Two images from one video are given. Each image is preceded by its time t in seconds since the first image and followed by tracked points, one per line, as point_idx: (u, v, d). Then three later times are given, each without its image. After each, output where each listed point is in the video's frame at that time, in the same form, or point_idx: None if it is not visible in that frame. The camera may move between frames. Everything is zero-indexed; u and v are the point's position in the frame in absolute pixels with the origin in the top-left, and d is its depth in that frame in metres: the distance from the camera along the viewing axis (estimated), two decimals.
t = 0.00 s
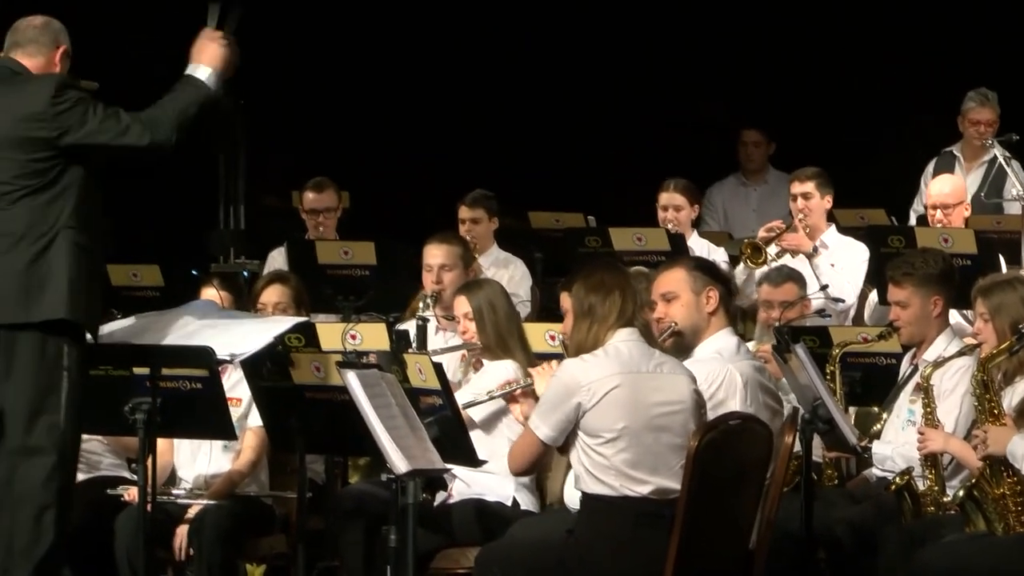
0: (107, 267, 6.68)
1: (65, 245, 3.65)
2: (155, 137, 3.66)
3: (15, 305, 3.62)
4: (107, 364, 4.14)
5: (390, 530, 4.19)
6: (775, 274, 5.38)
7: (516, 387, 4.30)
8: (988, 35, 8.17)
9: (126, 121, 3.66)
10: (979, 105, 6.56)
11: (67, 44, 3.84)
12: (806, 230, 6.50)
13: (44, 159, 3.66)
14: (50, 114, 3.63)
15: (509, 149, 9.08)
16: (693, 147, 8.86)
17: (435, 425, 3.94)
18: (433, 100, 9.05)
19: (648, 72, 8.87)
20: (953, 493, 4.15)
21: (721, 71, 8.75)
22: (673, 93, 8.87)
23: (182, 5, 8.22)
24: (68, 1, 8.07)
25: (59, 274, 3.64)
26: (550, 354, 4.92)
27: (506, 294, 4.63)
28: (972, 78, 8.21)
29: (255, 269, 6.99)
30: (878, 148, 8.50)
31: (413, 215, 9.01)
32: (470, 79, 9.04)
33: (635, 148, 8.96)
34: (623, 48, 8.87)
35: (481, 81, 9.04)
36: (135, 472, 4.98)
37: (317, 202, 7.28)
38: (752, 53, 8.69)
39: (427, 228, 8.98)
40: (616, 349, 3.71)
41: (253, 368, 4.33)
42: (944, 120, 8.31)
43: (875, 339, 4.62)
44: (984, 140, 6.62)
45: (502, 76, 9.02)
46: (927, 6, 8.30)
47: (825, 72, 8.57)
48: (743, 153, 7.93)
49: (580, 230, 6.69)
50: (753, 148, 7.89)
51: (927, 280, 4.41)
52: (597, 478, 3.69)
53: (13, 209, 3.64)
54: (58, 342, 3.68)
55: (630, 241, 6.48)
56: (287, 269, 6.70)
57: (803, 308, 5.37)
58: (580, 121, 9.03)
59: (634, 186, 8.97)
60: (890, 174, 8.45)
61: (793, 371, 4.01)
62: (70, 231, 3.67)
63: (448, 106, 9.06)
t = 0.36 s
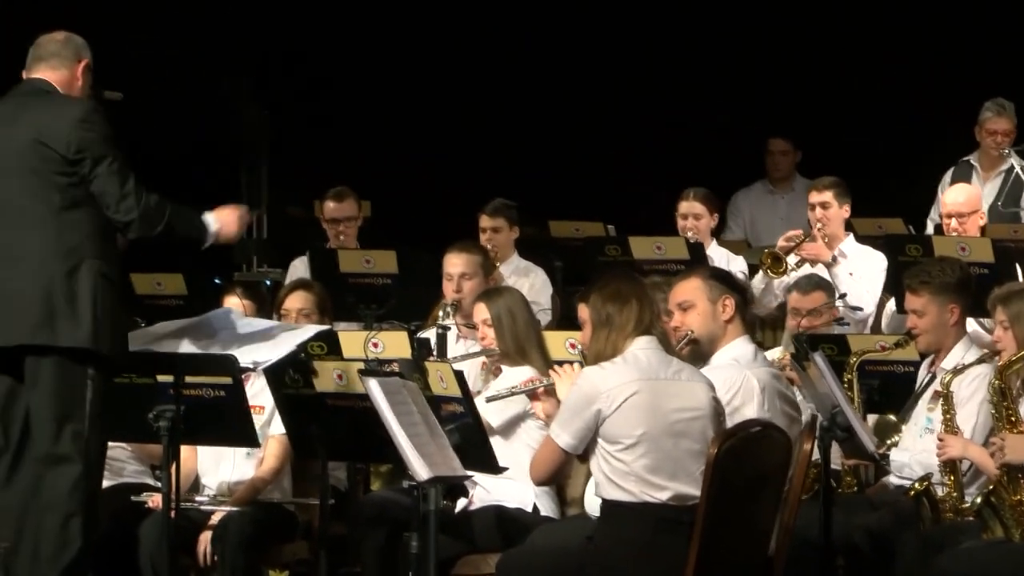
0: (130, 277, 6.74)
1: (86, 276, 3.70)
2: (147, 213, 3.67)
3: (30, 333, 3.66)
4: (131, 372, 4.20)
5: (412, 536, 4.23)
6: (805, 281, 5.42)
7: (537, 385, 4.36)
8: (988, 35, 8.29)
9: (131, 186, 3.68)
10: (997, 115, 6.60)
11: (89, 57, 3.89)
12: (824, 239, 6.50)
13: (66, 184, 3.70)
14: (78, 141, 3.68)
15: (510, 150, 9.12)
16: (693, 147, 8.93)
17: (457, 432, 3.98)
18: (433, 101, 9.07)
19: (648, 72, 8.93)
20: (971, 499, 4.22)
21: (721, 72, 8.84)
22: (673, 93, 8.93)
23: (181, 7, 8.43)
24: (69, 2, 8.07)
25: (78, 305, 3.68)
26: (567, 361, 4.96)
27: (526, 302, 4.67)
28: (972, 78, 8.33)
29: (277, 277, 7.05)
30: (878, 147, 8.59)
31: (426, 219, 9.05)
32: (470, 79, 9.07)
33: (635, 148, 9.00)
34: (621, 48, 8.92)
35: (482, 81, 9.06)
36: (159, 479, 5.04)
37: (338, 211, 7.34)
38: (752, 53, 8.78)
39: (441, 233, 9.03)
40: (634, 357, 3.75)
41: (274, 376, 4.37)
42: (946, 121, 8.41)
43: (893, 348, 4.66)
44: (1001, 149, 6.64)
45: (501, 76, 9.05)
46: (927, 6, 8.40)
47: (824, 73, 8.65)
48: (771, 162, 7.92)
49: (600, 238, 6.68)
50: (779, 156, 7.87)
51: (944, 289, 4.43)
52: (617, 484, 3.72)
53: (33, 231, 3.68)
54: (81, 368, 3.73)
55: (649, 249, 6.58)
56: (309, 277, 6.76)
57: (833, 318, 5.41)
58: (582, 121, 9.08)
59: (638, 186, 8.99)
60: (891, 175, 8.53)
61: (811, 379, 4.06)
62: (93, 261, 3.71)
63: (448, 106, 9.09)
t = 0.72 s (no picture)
0: (158, 286, 6.81)
1: (117, 279, 3.67)
2: (198, 189, 3.64)
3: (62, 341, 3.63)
4: (161, 380, 4.27)
5: (438, 543, 4.28)
6: (828, 292, 5.45)
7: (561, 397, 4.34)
8: (988, 35, 8.40)
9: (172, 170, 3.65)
10: (1017, 125, 6.63)
11: (112, 62, 3.85)
12: (847, 248, 6.55)
13: (95, 190, 3.66)
14: (106, 145, 3.64)
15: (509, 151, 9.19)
16: (693, 147, 9.06)
17: (482, 439, 4.03)
18: (433, 101, 9.12)
19: (648, 72, 9.03)
20: (992, 506, 4.28)
21: (721, 73, 8.98)
22: (673, 93, 9.06)
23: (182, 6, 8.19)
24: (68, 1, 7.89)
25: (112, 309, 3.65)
26: (593, 369, 5.01)
27: (550, 312, 4.72)
28: (972, 78, 8.46)
29: (303, 286, 7.11)
30: (877, 147, 8.78)
31: (442, 225, 9.14)
32: (467, 79, 9.11)
33: (635, 148, 9.12)
34: (620, 48, 9.00)
35: (480, 81, 9.11)
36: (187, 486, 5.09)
37: (365, 220, 7.40)
38: (752, 53, 8.92)
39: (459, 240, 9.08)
40: (658, 364, 3.80)
41: (301, 384, 4.40)
42: (949, 121, 8.56)
43: (916, 357, 4.72)
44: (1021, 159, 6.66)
45: (501, 76, 9.10)
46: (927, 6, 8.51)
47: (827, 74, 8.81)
48: (785, 172, 7.96)
49: (625, 247, 6.74)
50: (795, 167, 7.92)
51: (965, 297, 4.46)
52: (641, 490, 3.76)
53: (63, 238, 3.64)
54: (106, 369, 3.69)
55: (673, 258, 6.58)
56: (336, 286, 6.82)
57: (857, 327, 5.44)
58: (586, 122, 9.16)
59: (650, 189, 9.09)
60: (895, 174, 8.72)
61: (834, 387, 4.07)
62: (122, 264, 3.69)
63: (448, 106, 9.14)
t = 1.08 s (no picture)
0: (183, 285, 6.87)
1: (135, 286, 3.58)
2: (200, 217, 3.51)
3: (76, 345, 3.55)
4: (186, 379, 4.33)
5: (460, 541, 4.32)
6: (841, 292, 5.47)
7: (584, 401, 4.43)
8: (988, 35, 8.63)
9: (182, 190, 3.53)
10: None
11: (138, 63, 3.75)
12: (867, 247, 6.56)
13: (114, 194, 3.57)
14: (125, 150, 3.54)
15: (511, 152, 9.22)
16: (695, 147, 9.13)
17: (504, 437, 4.07)
18: (432, 102, 9.15)
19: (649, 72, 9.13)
20: (1011, 504, 4.27)
21: (719, 75, 9.10)
22: (673, 93, 9.15)
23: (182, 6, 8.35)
24: (68, 1, 8.10)
25: (127, 317, 3.56)
26: (614, 369, 5.06)
27: (574, 312, 4.75)
28: (972, 77, 8.66)
29: (328, 285, 7.16)
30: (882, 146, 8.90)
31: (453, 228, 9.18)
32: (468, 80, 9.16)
33: (635, 148, 9.18)
34: (620, 48, 9.12)
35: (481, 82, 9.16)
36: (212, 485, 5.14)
37: (390, 220, 7.45)
38: (752, 53, 9.06)
39: (473, 242, 9.12)
40: (681, 362, 3.83)
41: (325, 382, 4.46)
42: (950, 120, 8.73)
43: (936, 356, 4.76)
44: None
45: (501, 76, 9.17)
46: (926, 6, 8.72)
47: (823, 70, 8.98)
48: (782, 179, 8.23)
49: (645, 248, 6.77)
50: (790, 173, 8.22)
51: (982, 297, 4.46)
52: (663, 487, 3.80)
53: (81, 242, 3.57)
54: (121, 374, 3.60)
55: (693, 258, 6.65)
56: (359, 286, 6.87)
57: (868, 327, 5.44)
58: (588, 123, 9.22)
59: (656, 190, 9.14)
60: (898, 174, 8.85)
61: (854, 385, 4.13)
62: (140, 271, 3.59)
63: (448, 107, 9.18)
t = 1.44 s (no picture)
0: (213, 285, 6.93)
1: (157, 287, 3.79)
2: (210, 236, 3.71)
3: (99, 341, 3.74)
4: (214, 379, 4.38)
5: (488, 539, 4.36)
6: (864, 292, 5.49)
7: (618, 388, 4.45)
8: (988, 35, 8.69)
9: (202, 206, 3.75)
10: None
11: (184, 74, 3.97)
12: (892, 247, 6.66)
13: (143, 199, 3.80)
14: (159, 157, 3.77)
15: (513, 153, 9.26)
16: (697, 146, 9.17)
17: (531, 436, 4.09)
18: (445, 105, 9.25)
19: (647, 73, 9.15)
20: None
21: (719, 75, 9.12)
22: (673, 93, 9.17)
23: (181, 6, 8.55)
24: (68, 1, 8.34)
25: (147, 317, 3.77)
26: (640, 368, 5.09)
27: (600, 312, 4.78)
28: (973, 77, 8.72)
29: (356, 284, 7.22)
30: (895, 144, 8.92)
31: (463, 228, 9.18)
32: (465, 80, 9.25)
33: (635, 148, 9.20)
34: (621, 49, 9.16)
35: (480, 81, 9.24)
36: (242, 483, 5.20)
37: (418, 220, 7.51)
38: (752, 53, 9.08)
39: (490, 241, 9.15)
40: (710, 362, 3.86)
41: (352, 381, 4.49)
42: (954, 118, 8.78)
43: (959, 356, 4.81)
44: None
45: (502, 76, 9.23)
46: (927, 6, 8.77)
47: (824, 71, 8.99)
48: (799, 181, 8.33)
49: (671, 247, 6.95)
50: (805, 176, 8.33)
51: (1007, 298, 4.49)
52: (689, 485, 3.84)
53: (110, 244, 3.79)
54: (148, 378, 3.77)
55: (718, 258, 6.71)
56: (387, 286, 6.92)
57: (890, 328, 5.46)
58: (585, 123, 9.25)
59: (657, 190, 9.16)
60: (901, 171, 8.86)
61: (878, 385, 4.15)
62: (162, 275, 3.80)
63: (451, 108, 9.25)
